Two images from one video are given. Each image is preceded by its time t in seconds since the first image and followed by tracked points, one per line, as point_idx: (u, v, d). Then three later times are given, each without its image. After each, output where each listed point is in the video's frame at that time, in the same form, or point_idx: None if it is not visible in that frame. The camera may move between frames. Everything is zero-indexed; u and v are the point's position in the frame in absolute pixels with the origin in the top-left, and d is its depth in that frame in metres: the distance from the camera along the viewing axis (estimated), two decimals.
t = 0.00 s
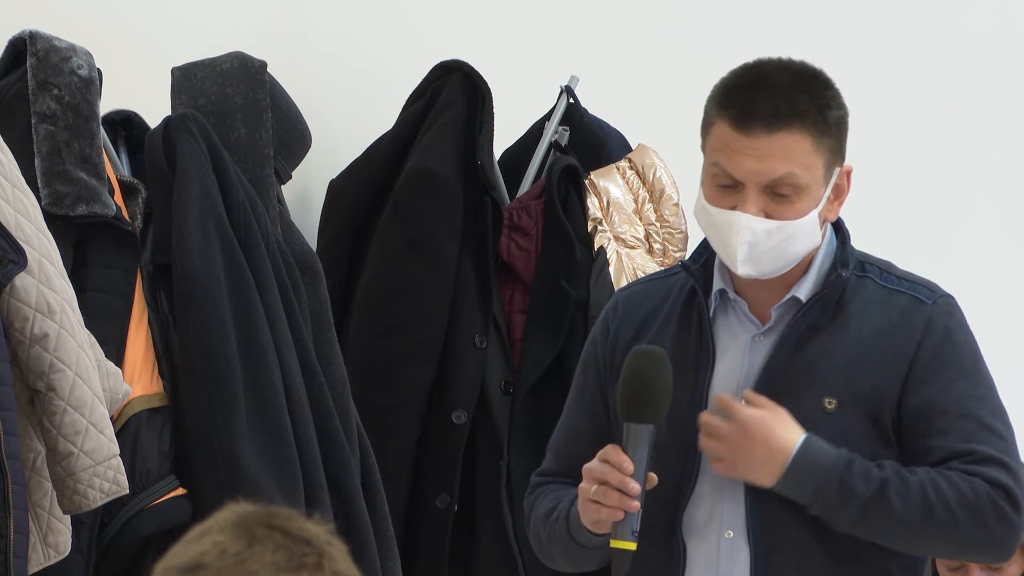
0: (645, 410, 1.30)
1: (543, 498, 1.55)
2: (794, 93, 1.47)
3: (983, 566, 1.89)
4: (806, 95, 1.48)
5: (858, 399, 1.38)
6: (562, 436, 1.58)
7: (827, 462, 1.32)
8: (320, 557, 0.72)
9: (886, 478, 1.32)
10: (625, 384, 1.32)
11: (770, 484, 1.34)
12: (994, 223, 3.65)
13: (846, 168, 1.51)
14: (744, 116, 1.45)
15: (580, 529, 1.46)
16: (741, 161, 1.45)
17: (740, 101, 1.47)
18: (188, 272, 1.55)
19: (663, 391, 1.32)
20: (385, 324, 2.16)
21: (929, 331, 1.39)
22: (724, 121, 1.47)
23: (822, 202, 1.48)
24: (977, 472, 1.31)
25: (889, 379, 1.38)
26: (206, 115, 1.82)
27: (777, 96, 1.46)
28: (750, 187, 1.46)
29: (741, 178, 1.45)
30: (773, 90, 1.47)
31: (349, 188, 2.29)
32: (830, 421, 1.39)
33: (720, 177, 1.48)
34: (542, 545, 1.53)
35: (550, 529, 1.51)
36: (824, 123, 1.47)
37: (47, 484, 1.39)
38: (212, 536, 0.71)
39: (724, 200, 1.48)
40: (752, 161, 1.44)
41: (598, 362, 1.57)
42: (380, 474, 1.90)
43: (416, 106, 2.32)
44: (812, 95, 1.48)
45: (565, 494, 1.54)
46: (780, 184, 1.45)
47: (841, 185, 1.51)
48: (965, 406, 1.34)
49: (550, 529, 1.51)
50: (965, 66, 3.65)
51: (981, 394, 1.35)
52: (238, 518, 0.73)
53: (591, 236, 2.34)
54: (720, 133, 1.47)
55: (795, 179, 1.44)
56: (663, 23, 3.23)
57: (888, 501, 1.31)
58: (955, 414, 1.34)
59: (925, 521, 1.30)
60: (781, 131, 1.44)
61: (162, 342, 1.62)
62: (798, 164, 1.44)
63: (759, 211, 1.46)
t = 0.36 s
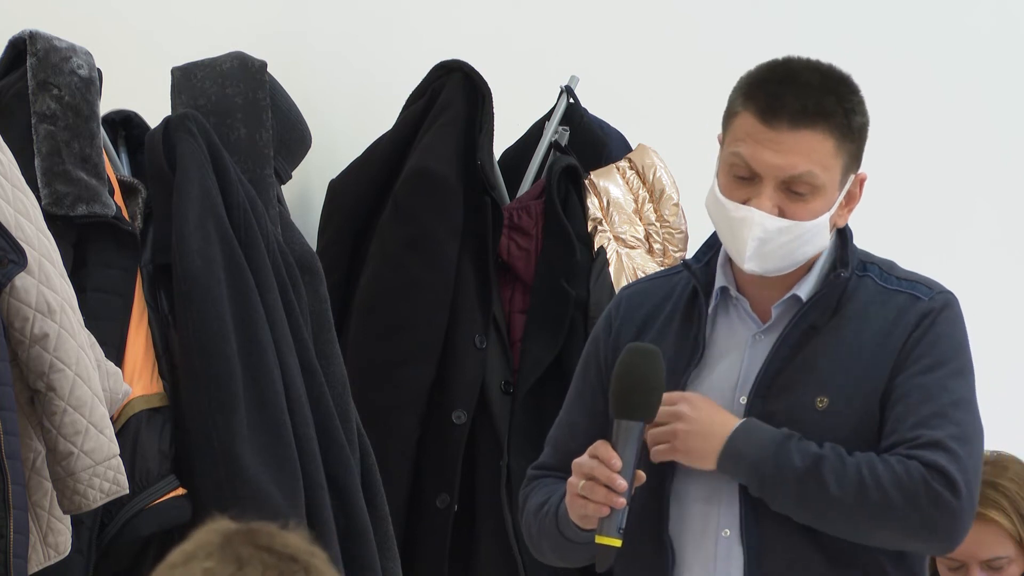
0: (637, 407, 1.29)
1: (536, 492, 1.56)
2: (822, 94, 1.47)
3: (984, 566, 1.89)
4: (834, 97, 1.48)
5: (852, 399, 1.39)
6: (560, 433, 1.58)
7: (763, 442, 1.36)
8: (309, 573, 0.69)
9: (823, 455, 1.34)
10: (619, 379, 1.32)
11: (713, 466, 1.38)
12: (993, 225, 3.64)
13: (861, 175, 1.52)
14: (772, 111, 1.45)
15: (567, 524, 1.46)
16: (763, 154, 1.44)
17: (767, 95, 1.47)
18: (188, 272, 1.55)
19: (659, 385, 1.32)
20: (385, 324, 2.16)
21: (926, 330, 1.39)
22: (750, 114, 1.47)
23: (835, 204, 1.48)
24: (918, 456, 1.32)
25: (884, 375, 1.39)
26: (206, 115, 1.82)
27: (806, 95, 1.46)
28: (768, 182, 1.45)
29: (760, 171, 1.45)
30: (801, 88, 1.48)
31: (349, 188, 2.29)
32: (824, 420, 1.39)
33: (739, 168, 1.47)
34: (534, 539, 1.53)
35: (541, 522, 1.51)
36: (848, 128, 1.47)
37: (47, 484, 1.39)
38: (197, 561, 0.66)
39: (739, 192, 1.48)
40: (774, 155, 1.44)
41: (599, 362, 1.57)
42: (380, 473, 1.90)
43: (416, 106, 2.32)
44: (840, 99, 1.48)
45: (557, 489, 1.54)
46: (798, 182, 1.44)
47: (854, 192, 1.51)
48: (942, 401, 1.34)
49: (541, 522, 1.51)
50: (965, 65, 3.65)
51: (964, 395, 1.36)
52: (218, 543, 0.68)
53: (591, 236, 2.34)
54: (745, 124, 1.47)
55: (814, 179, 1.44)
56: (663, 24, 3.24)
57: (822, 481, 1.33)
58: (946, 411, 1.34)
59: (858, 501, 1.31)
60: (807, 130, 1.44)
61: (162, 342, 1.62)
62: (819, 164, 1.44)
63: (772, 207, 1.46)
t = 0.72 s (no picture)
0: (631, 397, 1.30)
1: (529, 485, 1.55)
2: (816, 91, 1.47)
3: (983, 566, 1.89)
4: (828, 95, 1.47)
5: (856, 397, 1.39)
6: (556, 429, 1.57)
7: (800, 449, 1.33)
8: None
9: (860, 464, 1.32)
10: (609, 372, 1.32)
11: (745, 472, 1.34)
12: (993, 224, 3.65)
13: (857, 173, 1.51)
14: (763, 109, 1.45)
15: (558, 517, 1.45)
16: (754, 151, 1.45)
17: (761, 92, 1.47)
18: (188, 272, 1.55)
19: (646, 378, 1.32)
20: (385, 324, 2.16)
21: (927, 330, 1.39)
22: (742, 110, 1.47)
23: (830, 199, 1.47)
24: (953, 468, 1.30)
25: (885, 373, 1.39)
26: (206, 115, 1.82)
27: (797, 93, 1.46)
28: (759, 179, 1.46)
29: (751, 168, 1.46)
30: (794, 85, 1.47)
31: (349, 188, 2.29)
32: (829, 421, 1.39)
33: (731, 165, 1.48)
34: (523, 531, 1.53)
35: (531, 515, 1.50)
36: (841, 126, 1.47)
37: (47, 484, 1.39)
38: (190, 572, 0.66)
39: (732, 189, 1.48)
40: (765, 152, 1.44)
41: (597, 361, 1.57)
42: (380, 473, 1.90)
43: (416, 106, 2.32)
44: (834, 97, 1.48)
45: (549, 483, 1.54)
46: (789, 179, 1.45)
47: (851, 189, 1.51)
48: (956, 408, 1.34)
49: (531, 515, 1.51)
50: (965, 65, 3.65)
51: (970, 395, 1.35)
52: (214, 550, 0.68)
53: (591, 236, 2.34)
54: (736, 121, 1.47)
55: (805, 176, 1.44)
56: (662, 24, 3.24)
57: (861, 491, 1.30)
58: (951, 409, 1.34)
59: (897, 513, 1.30)
60: (798, 127, 1.44)
61: (162, 342, 1.62)
62: (810, 160, 1.44)
63: (765, 203, 1.46)
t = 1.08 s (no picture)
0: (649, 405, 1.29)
1: (552, 502, 1.55)
2: (812, 90, 1.47)
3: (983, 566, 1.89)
4: (824, 93, 1.47)
5: (864, 396, 1.39)
6: (569, 439, 1.58)
7: (848, 510, 1.30)
8: None
9: (906, 509, 1.31)
10: (627, 379, 1.33)
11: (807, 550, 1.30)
12: (994, 224, 3.65)
13: (853, 173, 1.51)
14: (761, 106, 1.45)
15: (588, 531, 1.46)
16: (751, 148, 1.45)
17: (758, 91, 1.46)
18: (188, 272, 1.55)
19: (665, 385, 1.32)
20: (386, 324, 2.16)
21: (932, 331, 1.39)
22: (740, 107, 1.47)
23: (825, 199, 1.47)
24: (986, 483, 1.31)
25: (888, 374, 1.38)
26: (206, 115, 1.82)
27: (795, 91, 1.46)
28: (757, 176, 1.46)
29: (749, 165, 1.46)
30: (791, 83, 1.47)
31: (349, 188, 2.28)
32: (839, 423, 1.38)
33: (728, 163, 1.48)
34: (553, 549, 1.53)
35: (560, 533, 1.50)
36: (838, 124, 1.47)
37: (47, 484, 1.39)
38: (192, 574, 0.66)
39: (729, 186, 1.48)
40: (763, 150, 1.44)
41: (600, 367, 1.58)
42: (380, 473, 1.90)
43: (417, 106, 2.31)
44: (830, 95, 1.47)
45: (574, 497, 1.54)
46: (787, 176, 1.45)
47: (847, 189, 1.51)
48: (975, 412, 1.34)
49: (559, 531, 1.51)
50: (965, 65, 3.65)
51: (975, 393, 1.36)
52: (215, 551, 0.68)
53: (591, 236, 2.34)
54: (734, 118, 1.47)
55: (802, 172, 1.44)
56: (662, 24, 3.24)
57: (916, 536, 1.30)
58: (958, 405, 1.34)
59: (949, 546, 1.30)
60: (794, 125, 1.44)
61: (162, 342, 1.62)
62: (808, 157, 1.44)
63: (762, 201, 1.46)
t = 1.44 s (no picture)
0: (657, 403, 1.29)
1: (551, 498, 1.55)
2: (839, 95, 1.47)
3: (983, 566, 1.89)
4: (851, 100, 1.47)
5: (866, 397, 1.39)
6: (570, 435, 1.58)
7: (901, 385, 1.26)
8: None
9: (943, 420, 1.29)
10: (636, 379, 1.32)
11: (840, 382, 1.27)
12: (993, 224, 3.65)
13: (869, 179, 1.51)
14: (789, 108, 1.45)
15: (589, 526, 1.46)
16: (778, 148, 1.44)
17: (787, 92, 1.47)
18: (188, 272, 1.55)
19: (675, 384, 1.32)
20: (386, 324, 2.16)
21: (935, 330, 1.40)
22: (770, 109, 1.47)
23: (843, 204, 1.47)
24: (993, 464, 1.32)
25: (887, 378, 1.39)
26: (206, 115, 1.82)
27: (823, 96, 1.46)
28: (781, 176, 1.44)
29: (773, 164, 1.44)
30: (820, 88, 1.47)
31: (349, 188, 2.28)
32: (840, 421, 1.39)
33: (753, 161, 1.46)
34: (553, 544, 1.53)
35: (560, 529, 1.50)
36: (862, 131, 1.47)
37: (47, 484, 1.39)
38: None
39: (751, 185, 1.46)
40: (789, 151, 1.43)
41: (601, 363, 1.58)
42: (380, 473, 1.90)
43: (416, 106, 2.31)
44: (857, 102, 1.48)
45: (575, 492, 1.54)
46: (811, 178, 1.44)
47: (863, 195, 1.50)
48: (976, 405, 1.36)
49: (559, 527, 1.51)
50: (965, 65, 3.65)
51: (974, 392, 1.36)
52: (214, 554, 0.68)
53: (591, 236, 2.34)
54: (763, 119, 1.47)
55: (825, 176, 1.43)
56: (662, 25, 3.24)
57: (941, 442, 1.27)
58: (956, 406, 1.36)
59: (961, 469, 1.28)
60: (821, 129, 1.44)
61: (162, 342, 1.62)
62: (832, 163, 1.44)
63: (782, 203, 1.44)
